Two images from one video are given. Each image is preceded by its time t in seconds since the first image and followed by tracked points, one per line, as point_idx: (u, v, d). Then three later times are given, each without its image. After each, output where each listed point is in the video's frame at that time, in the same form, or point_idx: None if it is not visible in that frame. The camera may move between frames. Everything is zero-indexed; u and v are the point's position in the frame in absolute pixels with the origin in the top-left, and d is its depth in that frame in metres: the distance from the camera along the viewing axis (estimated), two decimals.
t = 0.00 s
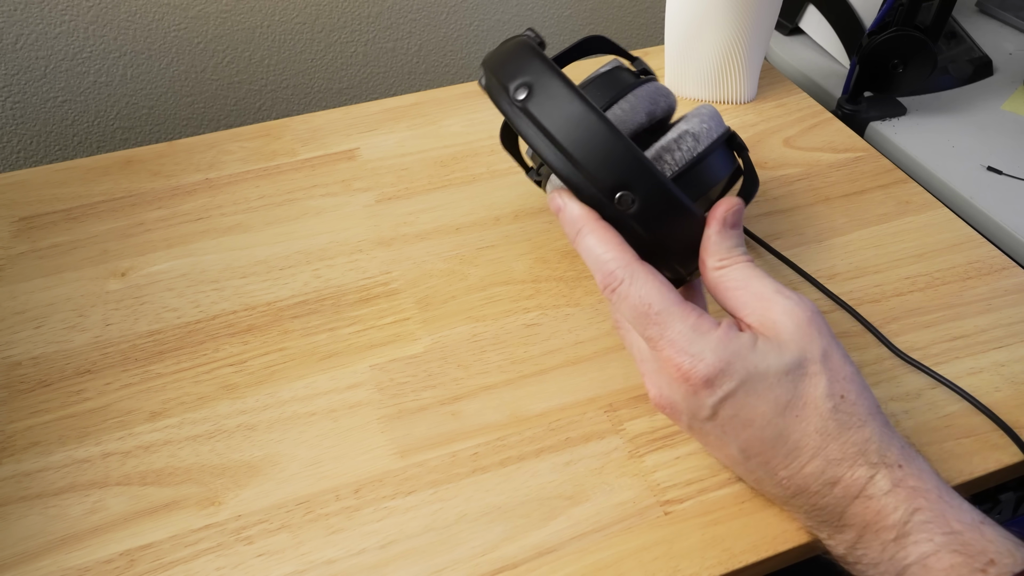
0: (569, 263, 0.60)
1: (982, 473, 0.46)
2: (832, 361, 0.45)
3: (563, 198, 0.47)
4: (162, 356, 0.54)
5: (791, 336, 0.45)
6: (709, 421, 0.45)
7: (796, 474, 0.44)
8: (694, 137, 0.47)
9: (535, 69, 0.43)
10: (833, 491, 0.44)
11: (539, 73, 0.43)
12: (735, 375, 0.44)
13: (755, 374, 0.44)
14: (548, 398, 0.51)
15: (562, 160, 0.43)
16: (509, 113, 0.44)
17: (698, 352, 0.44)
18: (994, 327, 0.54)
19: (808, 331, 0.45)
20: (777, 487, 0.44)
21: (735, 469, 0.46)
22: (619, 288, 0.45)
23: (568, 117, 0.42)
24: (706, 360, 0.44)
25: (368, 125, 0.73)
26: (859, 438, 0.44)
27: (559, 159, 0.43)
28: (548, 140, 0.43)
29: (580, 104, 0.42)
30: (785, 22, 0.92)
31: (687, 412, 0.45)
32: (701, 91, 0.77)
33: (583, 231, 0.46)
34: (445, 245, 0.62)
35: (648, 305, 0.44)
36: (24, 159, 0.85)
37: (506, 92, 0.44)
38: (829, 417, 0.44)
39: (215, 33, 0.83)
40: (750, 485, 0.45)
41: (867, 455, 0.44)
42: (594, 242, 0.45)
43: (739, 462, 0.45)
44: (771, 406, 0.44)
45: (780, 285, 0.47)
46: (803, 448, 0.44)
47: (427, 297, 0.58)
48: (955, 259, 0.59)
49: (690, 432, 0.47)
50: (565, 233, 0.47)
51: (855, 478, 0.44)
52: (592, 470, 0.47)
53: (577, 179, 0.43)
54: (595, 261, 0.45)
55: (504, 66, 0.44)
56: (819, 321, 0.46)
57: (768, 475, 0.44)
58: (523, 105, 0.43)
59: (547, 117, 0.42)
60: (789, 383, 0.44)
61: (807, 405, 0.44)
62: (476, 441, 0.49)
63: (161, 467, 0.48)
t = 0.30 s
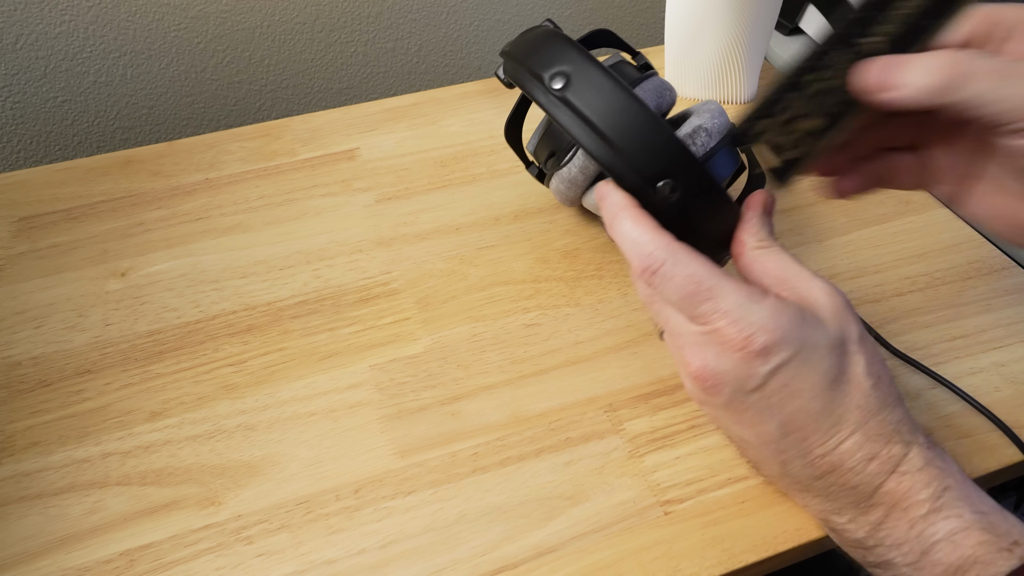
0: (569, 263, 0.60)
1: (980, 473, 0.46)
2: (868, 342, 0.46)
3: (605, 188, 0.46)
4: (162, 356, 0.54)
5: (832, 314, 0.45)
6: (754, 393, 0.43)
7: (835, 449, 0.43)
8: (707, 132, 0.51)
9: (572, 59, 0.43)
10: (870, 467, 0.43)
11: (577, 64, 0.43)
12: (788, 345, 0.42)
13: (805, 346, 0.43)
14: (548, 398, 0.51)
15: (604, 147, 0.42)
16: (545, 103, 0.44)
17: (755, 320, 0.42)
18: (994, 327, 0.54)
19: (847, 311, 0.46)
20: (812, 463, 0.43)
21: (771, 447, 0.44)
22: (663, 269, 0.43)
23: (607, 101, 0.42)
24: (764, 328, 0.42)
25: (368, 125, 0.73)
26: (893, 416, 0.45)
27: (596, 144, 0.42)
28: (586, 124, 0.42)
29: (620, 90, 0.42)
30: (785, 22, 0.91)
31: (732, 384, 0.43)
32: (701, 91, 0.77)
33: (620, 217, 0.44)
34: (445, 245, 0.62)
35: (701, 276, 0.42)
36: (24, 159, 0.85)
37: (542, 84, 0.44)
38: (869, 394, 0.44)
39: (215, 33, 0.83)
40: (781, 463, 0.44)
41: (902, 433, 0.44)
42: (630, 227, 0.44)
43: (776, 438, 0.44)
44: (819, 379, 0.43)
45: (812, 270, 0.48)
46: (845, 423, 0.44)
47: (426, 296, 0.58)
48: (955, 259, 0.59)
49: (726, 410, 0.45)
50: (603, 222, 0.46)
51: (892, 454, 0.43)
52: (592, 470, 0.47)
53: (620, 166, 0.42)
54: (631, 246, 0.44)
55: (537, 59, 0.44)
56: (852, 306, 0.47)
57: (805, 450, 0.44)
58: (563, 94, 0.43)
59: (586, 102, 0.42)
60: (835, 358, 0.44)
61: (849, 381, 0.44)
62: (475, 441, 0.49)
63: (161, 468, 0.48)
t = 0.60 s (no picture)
0: (569, 263, 0.60)
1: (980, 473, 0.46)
2: (879, 340, 0.46)
3: (621, 193, 0.45)
4: (162, 356, 0.54)
5: (847, 309, 0.45)
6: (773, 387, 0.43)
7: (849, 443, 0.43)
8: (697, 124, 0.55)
9: (574, 60, 0.46)
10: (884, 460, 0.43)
11: (581, 66, 0.45)
12: (810, 339, 0.42)
13: (825, 340, 0.42)
14: (548, 399, 0.51)
15: (612, 144, 0.44)
16: (552, 106, 0.46)
17: (779, 314, 0.41)
18: (994, 327, 0.54)
19: (859, 307, 0.46)
20: (827, 458, 0.44)
21: (788, 442, 0.44)
22: (683, 270, 0.41)
23: (610, 100, 0.44)
24: (788, 322, 0.41)
25: (368, 125, 0.73)
26: (907, 411, 0.45)
27: (599, 139, 0.45)
28: (591, 122, 0.45)
29: (621, 88, 0.44)
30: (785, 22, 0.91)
31: (753, 379, 0.43)
32: (700, 91, 0.77)
33: (635, 220, 0.43)
34: (445, 245, 0.62)
35: (723, 273, 0.41)
36: (24, 159, 0.85)
37: (548, 87, 0.46)
38: (883, 389, 0.44)
39: (215, 33, 0.83)
40: (797, 459, 0.44)
41: (916, 428, 0.44)
42: (645, 229, 0.43)
43: (793, 433, 0.44)
44: (837, 374, 0.43)
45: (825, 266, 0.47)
46: (861, 418, 0.43)
47: (426, 296, 0.58)
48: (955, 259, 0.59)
49: (743, 406, 0.44)
50: (617, 223, 0.44)
51: (906, 448, 0.43)
52: (592, 470, 0.47)
53: (630, 162, 0.44)
54: (650, 246, 0.42)
55: (541, 64, 0.47)
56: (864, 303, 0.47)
57: (821, 445, 0.44)
58: (569, 95, 0.45)
59: (588, 101, 0.45)
60: (852, 352, 0.44)
61: (865, 375, 0.44)
62: (475, 441, 0.49)
63: (160, 468, 0.48)
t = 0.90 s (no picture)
0: (569, 263, 0.60)
1: (980, 473, 0.46)
2: (875, 343, 0.44)
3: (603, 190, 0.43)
4: (162, 356, 0.54)
5: (841, 313, 0.44)
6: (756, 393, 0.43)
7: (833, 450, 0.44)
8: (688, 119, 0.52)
9: (552, 61, 0.43)
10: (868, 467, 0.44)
11: (558, 66, 0.43)
12: (793, 348, 0.41)
13: (811, 349, 0.42)
14: (548, 399, 0.51)
15: (592, 148, 0.42)
16: (528, 108, 0.43)
17: (761, 323, 0.41)
18: (994, 327, 0.54)
19: (857, 309, 0.44)
20: (813, 464, 0.43)
21: (773, 447, 0.44)
22: (666, 274, 0.40)
23: (593, 102, 0.42)
24: (769, 330, 0.41)
25: (368, 125, 0.73)
26: (896, 419, 0.44)
27: (584, 144, 0.42)
28: (574, 127, 0.42)
29: (603, 90, 0.42)
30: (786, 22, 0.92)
31: (735, 385, 0.43)
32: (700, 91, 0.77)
33: (620, 220, 0.42)
34: (444, 245, 0.62)
35: (706, 280, 0.40)
36: (24, 159, 0.85)
37: (524, 89, 0.43)
38: (871, 396, 0.44)
39: (215, 33, 0.83)
40: (783, 463, 0.44)
41: (904, 435, 0.44)
42: (630, 230, 0.42)
43: (778, 438, 0.44)
44: (821, 382, 0.43)
45: (827, 265, 0.46)
46: (845, 425, 0.44)
47: (426, 297, 0.58)
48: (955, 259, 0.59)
49: (729, 410, 0.44)
50: (601, 222, 0.43)
51: (892, 456, 0.43)
52: (592, 470, 0.47)
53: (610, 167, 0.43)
54: (634, 250, 0.41)
55: (516, 65, 0.44)
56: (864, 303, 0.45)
57: (806, 450, 0.44)
58: (547, 97, 0.43)
59: (570, 104, 0.42)
60: (839, 360, 0.43)
61: (852, 382, 0.44)
62: (475, 441, 0.49)
63: (160, 468, 0.48)
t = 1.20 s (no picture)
0: (570, 263, 0.60)
1: (981, 473, 0.46)
2: (854, 348, 0.44)
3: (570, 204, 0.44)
4: (162, 356, 0.54)
5: (816, 319, 0.43)
6: (730, 407, 0.43)
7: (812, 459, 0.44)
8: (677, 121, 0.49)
9: (515, 78, 0.42)
10: (847, 475, 0.44)
11: (520, 83, 0.42)
12: (763, 362, 0.41)
13: (783, 360, 0.42)
14: (548, 399, 0.51)
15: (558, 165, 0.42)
16: (493, 127, 0.43)
17: (727, 338, 0.41)
18: (994, 327, 0.54)
19: (833, 314, 0.43)
20: (794, 473, 0.44)
21: (753, 456, 0.44)
22: (632, 291, 0.42)
23: (557, 117, 0.41)
24: (736, 345, 0.41)
25: (368, 125, 0.73)
26: (874, 425, 0.44)
27: (553, 162, 0.42)
28: (539, 144, 0.42)
29: (567, 104, 0.41)
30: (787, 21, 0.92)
31: (708, 399, 0.43)
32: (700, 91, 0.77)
33: (588, 235, 0.43)
34: (444, 245, 0.62)
35: (671, 297, 0.41)
36: (24, 159, 0.85)
37: (487, 108, 0.43)
38: (848, 403, 0.44)
39: (215, 33, 0.83)
40: (765, 471, 0.44)
41: (882, 442, 0.44)
42: (600, 246, 0.43)
43: (756, 449, 0.44)
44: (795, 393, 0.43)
45: (802, 269, 0.45)
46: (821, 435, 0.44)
47: (426, 297, 0.58)
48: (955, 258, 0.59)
49: (707, 421, 0.45)
50: (572, 237, 0.44)
51: (871, 464, 0.44)
52: (592, 470, 0.47)
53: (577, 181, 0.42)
54: (601, 266, 0.42)
55: (479, 83, 0.43)
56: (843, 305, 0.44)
57: (786, 459, 0.44)
58: (509, 115, 0.42)
59: (535, 121, 0.41)
60: (813, 369, 0.43)
61: (828, 390, 0.43)
62: (475, 440, 0.49)
63: (160, 468, 0.48)
